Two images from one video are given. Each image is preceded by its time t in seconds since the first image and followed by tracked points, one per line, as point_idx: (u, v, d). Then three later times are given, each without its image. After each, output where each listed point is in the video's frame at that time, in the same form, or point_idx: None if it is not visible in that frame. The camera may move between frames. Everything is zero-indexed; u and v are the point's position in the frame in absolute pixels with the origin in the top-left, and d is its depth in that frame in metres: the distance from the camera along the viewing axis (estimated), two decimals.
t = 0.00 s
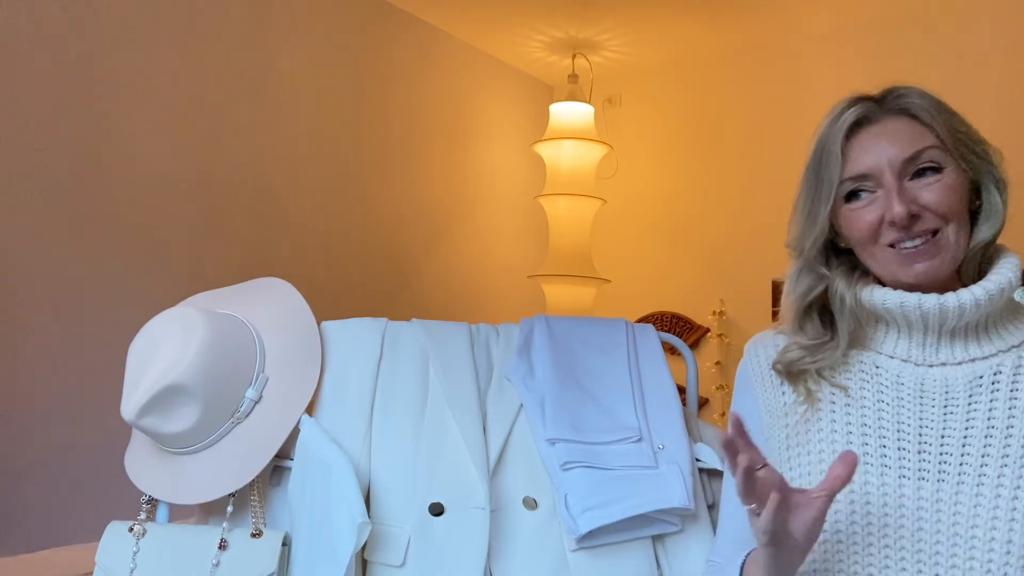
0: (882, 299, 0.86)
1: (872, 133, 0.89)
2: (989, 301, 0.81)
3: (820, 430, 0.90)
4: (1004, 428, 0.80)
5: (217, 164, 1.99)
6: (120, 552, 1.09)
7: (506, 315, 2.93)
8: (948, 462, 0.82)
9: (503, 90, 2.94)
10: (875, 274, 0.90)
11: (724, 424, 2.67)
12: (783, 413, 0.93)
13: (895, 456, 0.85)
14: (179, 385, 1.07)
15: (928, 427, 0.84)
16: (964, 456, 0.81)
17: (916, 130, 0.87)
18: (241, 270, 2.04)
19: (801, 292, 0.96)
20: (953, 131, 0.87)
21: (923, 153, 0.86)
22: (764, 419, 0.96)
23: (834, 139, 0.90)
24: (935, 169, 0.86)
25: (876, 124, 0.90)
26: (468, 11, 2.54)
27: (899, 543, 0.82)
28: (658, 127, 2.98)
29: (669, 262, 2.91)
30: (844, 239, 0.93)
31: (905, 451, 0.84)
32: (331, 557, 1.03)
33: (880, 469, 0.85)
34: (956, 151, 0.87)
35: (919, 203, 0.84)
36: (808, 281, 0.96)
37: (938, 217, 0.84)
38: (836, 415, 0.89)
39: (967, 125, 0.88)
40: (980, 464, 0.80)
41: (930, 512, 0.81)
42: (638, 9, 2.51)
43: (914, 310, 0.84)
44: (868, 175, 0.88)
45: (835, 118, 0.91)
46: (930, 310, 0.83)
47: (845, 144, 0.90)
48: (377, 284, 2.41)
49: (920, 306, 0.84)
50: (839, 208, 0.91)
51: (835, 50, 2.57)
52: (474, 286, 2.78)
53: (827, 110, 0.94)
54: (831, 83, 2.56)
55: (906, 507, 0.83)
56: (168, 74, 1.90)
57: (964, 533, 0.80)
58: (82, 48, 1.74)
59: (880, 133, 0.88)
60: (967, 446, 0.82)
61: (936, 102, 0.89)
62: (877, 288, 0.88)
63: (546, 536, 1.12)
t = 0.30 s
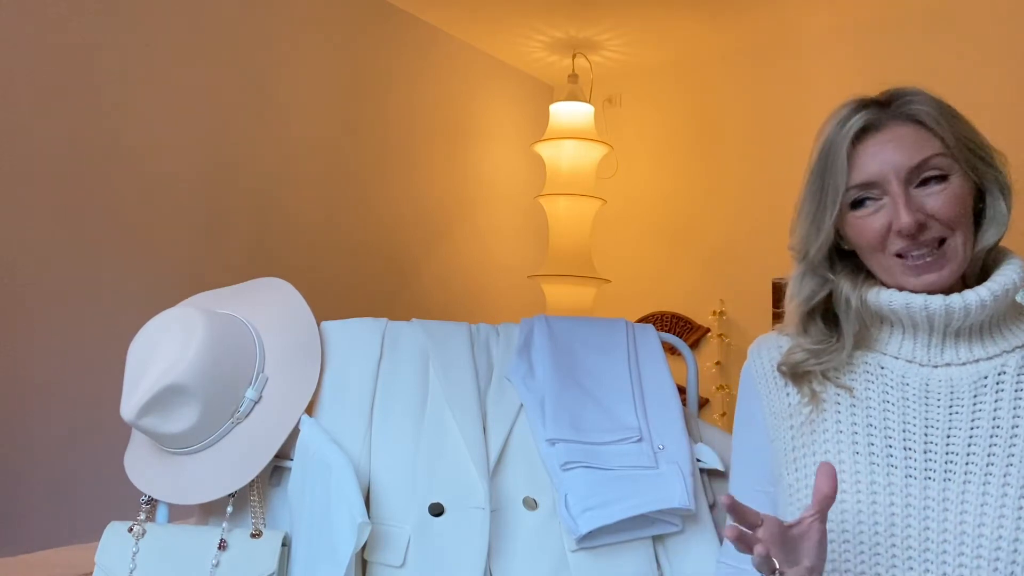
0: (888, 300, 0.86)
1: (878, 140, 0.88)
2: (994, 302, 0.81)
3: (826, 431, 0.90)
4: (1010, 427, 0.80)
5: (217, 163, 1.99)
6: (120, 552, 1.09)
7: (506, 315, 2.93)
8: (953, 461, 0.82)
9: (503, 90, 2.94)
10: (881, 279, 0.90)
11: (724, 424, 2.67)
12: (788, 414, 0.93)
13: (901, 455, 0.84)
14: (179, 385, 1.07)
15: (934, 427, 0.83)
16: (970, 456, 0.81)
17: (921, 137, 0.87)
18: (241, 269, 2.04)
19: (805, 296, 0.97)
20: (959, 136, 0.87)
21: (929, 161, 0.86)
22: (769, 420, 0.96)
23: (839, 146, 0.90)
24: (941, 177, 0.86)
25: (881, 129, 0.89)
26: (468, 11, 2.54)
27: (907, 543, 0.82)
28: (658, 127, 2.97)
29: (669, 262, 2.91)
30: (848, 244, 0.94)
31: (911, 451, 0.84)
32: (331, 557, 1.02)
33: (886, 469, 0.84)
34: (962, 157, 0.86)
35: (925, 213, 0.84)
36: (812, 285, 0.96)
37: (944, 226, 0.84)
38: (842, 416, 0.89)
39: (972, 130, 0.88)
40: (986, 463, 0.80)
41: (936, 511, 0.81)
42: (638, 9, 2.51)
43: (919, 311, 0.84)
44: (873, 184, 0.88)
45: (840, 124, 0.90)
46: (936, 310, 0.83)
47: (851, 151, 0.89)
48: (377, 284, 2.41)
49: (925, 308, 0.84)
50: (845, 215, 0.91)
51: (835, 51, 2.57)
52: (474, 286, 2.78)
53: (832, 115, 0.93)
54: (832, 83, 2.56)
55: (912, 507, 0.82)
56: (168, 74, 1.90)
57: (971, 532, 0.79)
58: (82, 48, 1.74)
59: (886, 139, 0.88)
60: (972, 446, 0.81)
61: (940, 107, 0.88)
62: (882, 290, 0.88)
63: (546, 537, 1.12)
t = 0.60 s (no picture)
0: (890, 298, 0.86)
1: (881, 131, 0.88)
2: (996, 302, 0.81)
3: (828, 431, 0.90)
4: (1011, 427, 0.80)
5: (217, 163, 1.99)
6: (120, 552, 1.09)
7: (506, 315, 2.93)
8: (956, 461, 0.82)
9: (503, 90, 2.94)
10: (883, 275, 0.90)
11: (724, 424, 2.68)
12: (791, 414, 0.93)
13: (904, 456, 0.84)
14: (179, 385, 1.07)
15: (936, 427, 0.83)
16: (973, 456, 0.81)
17: (925, 130, 0.87)
18: (241, 270, 2.04)
19: (809, 290, 0.95)
20: (963, 132, 0.87)
21: (931, 154, 0.86)
22: (771, 421, 0.95)
23: (842, 136, 0.90)
24: (943, 169, 0.86)
25: (885, 122, 0.89)
26: (468, 11, 2.54)
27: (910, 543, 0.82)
28: (658, 127, 2.97)
29: (669, 262, 2.91)
30: (851, 238, 0.93)
31: (914, 451, 0.84)
32: (331, 557, 1.02)
33: (889, 469, 0.84)
34: (965, 153, 0.86)
35: (924, 205, 0.84)
36: (816, 280, 0.95)
37: (944, 219, 0.83)
38: (844, 416, 0.89)
39: (978, 127, 0.87)
40: (988, 463, 0.80)
41: (939, 511, 0.81)
42: (638, 9, 2.51)
43: (922, 309, 0.84)
44: (875, 174, 0.88)
45: (845, 115, 0.90)
46: (939, 308, 0.83)
47: (854, 142, 0.90)
48: (377, 284, 2.41)
49: (929, 305, 0.83)
50: (846, 206, 0.91)
51: (835, 51, 2.57)
52: (474, 285, 2.78)
53: (837, 108, 0.93)
54: (832, 83, 2.56)
55: (915, 507, 0.82)
56: (168, 74, 1.90)
57: (973, 533, 0.79)
58: (82, 49, 1.74)
59: (889, 131, 0.88)
60: (975, 446, 0.82)
61: (946, 102, 0.88)
62: (884, 288, 0.88)
63: (546, 537, 1.12)
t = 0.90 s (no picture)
0: (889, 300, 0.86)
1: (886, 134, 0.88)
2: (995, 303, 0.81)
3: (827, 432, 0.90)
4: (1011, 428, 0.80)
5: (217, 163, 1.99)
6: (120, 552, 1.09)
7: (506, 315, 2.93)
8: (955, 461, 0.82)
9: (503, 90, 2.94)
10: (883, 277, 0.90)
11: (724, 424, 2.68)
12: (789, 415, 0.93)
13: (903, 456, 0.84)
14: (178, 385, 1.07)
15: (935, 427, 0.84)
16: (972, 456, 0.81)
17: (929, 133, 0.87)
18: (242, 270, 2.04)
19: (809, 290, 0.96)
20: (966, 134, 0.87)
21: (934, 156, 0.86)
22: (770, 421, 0.95)
23: (846, 139, 0.89)
24: (946, 173, 0.86)
25: (889, 124, 0.89)
26: (468, 11, 2.54)
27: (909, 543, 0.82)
28: (658, 127, 2.97)
29: (669, 262, 2.91)
30: (853, 240, 0.93)
31: (913, 451, 0.84)
32: (331, 557, 1.02)
33: (889, 469, 0.84)
34: (968, 155, 0.86)
35: (928, 208, 0.84)
36: (817, 279, 0.95)
37: (947, 223, 0.84)
38: (843, 417, 0.89)
39: (981, 129, 0.87)
40: (987, 463, 0.80)
41: (938, 511, 0.81)
42: (638, 9, 2.51)
43: (921, 310, 0.84)
44: (879, 176, 0.88)
45: (849, 117, 0.90)
46: (938, 310, 0.83)
47: (858, 144, 0.89)
48: (377, 284, 2.41)
49: (927, 307, 0.83)
50: (849, 208, 0.90)
51: (835, 51, 2.57)
52: (474, 285, 2.78)
53: (841, 109, 0.93)
54: (832, 83, 2.57)
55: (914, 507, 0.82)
56: (168, 74, 1.90)
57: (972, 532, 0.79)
58: (82, 49, 1.74)
59: (894, 134, 0.88)
60: (974, 446, 0.81)
61: (951, 104, 0.88)
62: (884, 289, 0.88)
63: (546, 537, 1.12)
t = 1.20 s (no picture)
0: (889, 300, 0.86)
1: (883, 128, 0.89)
2: (996, 303, 0.81)
3: (827, 432, 0.90)
4: (1011, 428, 0.80)
5: (217, 163, 2.00)
6: (120, 552, 1.09)
7: (506, 315, 2.93)
8: (955, 463, 0.82)
9: (503, 90, 2.94)
10: (882, 276, 0.90)
11: (724, 424, 2.68)
12: (789, 415, 0.93)
13: (903, 457, 0.84)
14: (179, 385, 1.07)
15: (935, 428, 0.84)
16: (972, 457, 0.81)
17: (926, 127, 0.87)
18: (242, 270, 2.04)
19: (809, 287, 0.96)
20: (965, 130, 0.87)
21: (931, 150, 0.86)
22: (769, 421, 0.95)
23: (843, 133, 0.90)
24: (943, 168, 0.86)
25: (887, 118, 0.89)
26: (468, 11, 2.54)
27: (909, 544, 0.82)
28: (658, 127, 2.97)
29: (669, 262, 2.91)
30: (851, 236, 0.93)
31: (913, 452, 0.84)
32: (331, 557, 1.02)
33: (889, 470, 0.84)
34: (966, 151, 0.86)
35: (923, 202, 0.84)
36: (817, 276, 0.95)
37: (942, 217, 0.84)
38: (843, 417, 0.89)
39: (980, 126, 0.87)
40: (988, 464, 0.80)
41: (939, 512, 0.81)
42: (639, 10, 2.51)
43: (921, 310, 0.84)
44: (875, 170, 0.88)
45: (847, 112, 0.90)
46: (938, 310, 0.83)
47: (855, 138, 0.90)
48: (377, 284, 2.41)
49: (927, 307, 0.83)
50: (847, 202, 0.91)
51: (835, 51, 2.57)
52: (474, 285, 2.78)
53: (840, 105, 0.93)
54: (832, 83, 2.57)
55: (914, 509, 0.82)
56: (168, 74, 1.90)
57: (973, 534, 0.79)
58: (82, 49, 1.74)
59: (891, 127, 0.88)
60: (974, 447, 0.82)
61: (950, 100, 0.88)
62: (884, 289, 0.88)
63: (546, 537, 1.12)
